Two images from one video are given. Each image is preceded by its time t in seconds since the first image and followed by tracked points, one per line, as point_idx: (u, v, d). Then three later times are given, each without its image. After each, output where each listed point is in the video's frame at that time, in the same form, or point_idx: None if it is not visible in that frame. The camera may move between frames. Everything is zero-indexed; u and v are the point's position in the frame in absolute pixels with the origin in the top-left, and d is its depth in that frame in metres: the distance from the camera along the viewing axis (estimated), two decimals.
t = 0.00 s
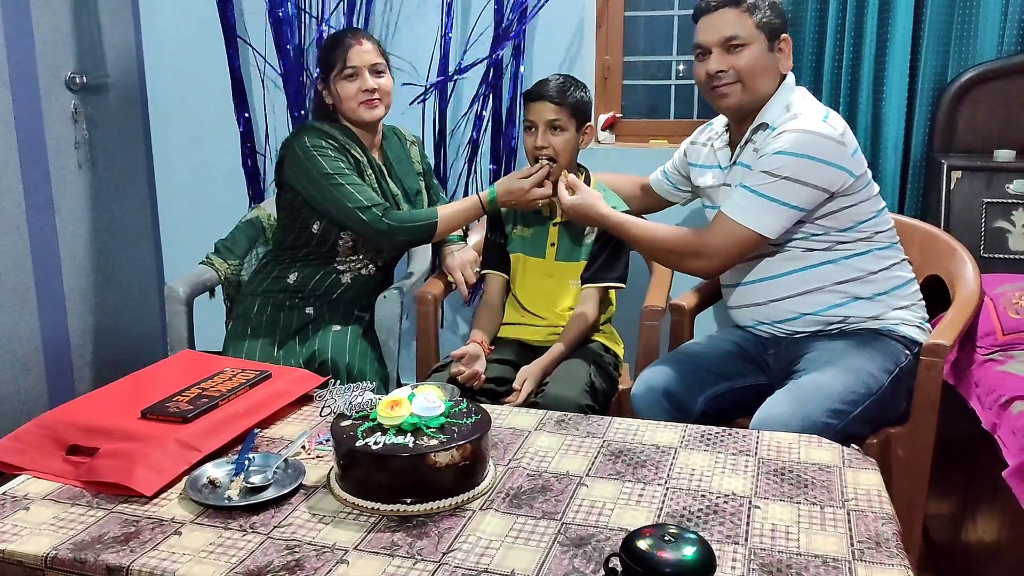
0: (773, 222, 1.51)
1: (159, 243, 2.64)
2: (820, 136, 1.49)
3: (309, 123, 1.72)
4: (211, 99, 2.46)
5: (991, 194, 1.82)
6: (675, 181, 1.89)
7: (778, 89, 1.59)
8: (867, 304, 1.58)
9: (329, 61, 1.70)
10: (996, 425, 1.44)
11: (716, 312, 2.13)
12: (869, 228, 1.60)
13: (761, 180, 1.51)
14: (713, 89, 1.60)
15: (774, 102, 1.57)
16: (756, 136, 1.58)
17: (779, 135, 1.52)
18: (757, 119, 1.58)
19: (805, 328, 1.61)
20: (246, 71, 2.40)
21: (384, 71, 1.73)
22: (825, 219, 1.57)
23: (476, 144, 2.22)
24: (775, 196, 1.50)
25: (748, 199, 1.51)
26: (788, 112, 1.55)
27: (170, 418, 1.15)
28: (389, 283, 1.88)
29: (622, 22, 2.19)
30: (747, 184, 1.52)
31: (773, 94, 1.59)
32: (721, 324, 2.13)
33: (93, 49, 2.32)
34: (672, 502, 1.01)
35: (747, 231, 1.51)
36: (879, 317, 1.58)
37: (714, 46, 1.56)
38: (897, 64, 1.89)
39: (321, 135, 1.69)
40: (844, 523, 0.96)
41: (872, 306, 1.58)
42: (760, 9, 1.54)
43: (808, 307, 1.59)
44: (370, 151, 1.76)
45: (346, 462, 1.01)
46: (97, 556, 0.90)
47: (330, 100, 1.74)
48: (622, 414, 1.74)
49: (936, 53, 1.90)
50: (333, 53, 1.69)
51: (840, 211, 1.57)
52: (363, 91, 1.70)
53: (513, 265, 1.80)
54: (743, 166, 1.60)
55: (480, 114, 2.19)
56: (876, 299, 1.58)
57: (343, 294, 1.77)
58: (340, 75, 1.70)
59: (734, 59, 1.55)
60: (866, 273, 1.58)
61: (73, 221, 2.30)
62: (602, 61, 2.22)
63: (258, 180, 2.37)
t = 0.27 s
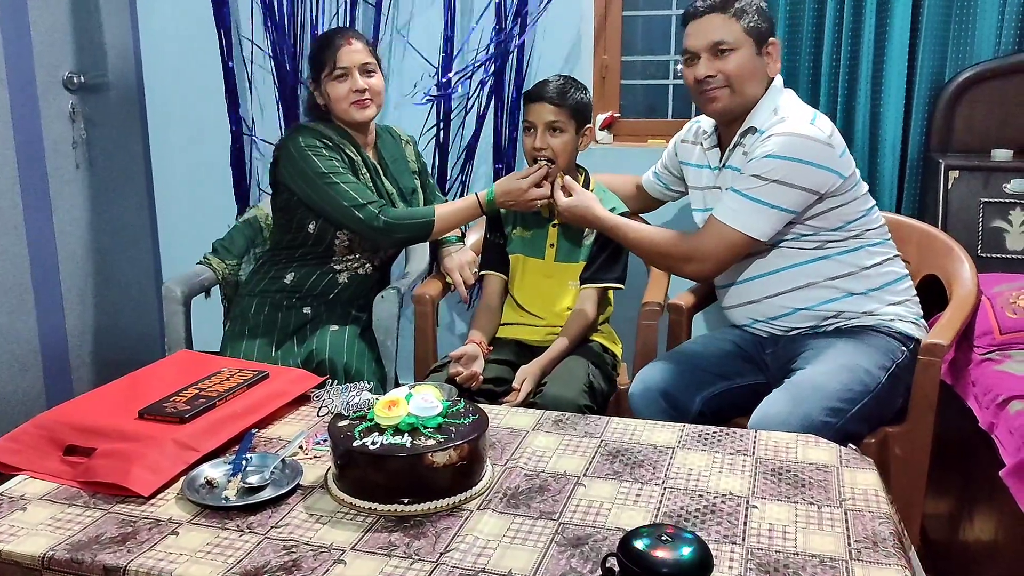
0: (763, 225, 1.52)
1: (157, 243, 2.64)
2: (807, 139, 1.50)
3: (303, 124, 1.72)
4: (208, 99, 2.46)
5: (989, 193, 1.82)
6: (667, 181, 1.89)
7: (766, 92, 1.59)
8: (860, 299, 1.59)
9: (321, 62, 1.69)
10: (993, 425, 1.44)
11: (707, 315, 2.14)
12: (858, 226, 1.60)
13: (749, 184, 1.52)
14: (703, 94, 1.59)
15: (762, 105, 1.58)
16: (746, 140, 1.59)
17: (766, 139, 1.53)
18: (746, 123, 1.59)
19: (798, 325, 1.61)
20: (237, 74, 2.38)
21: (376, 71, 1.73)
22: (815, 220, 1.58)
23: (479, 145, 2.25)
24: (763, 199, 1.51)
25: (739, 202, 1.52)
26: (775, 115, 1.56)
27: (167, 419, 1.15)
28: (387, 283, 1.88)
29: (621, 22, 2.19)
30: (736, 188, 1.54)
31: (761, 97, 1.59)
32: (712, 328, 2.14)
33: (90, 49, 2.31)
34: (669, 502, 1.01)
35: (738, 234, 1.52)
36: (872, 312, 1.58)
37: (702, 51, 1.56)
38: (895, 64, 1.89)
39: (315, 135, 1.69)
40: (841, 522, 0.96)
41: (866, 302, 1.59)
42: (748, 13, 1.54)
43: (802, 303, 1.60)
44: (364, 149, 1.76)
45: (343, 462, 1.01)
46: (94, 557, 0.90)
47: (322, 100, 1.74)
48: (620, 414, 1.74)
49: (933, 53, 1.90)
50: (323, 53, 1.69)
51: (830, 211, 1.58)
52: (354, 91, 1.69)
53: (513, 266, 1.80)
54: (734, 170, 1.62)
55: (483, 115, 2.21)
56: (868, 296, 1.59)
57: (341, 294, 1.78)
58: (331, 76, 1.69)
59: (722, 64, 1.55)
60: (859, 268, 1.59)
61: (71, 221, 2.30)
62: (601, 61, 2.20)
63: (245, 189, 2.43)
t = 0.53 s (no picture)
0: (760, 225, 1.52)
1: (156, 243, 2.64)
2: (804, 139, 1.50)
3: (297, 123, 1.72)
4: (207, 99, 2.45)
5: (988, 193, 1.82)
6: (666, 181, 1.89)
7: (761, 93, 1.59)
8: (857, 298, 1.59)
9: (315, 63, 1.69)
10: (992, 424, 1.44)
11: (706, 315, 2.14)
12: (855, 226, 1.60)
13: (746, 184, 1.52)
14: (697, 97, 1.60)
15: (757, 106, 1.58)
16: (742, 140, 1.59)
17: (763, 139, 1.53)
18: (742, 124, 1.59)
19: (796, 323, 1.61)
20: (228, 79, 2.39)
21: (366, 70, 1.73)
22: (812, 219, 1.58)
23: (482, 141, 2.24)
24: (761, 199, 1.51)
25: (735, 203, 1.52)
26: (771, 116, 1.56)
27: (165, 418, 1.15)
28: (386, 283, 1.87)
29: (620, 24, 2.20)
30: (733, 188, 1.54)
31: (757, 97, 1.60)
32: (711, 327, 2.14)
33: (89, 48, 2.31)
34: (669, 501, 1.01)
35: (736, 235, 1.53)
36: (870, 311, 1.58)
37: (694, 54, 1.55)
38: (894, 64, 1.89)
39: (309, 133, 1.69)
40: (840, 521, 0.96)
41: (865, 300, 1.59)
42: (739, 16, 1.53)
43: (800, 301, 1.60)
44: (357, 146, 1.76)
45: (342, 462, 1.01)
46: (93, 556, 0.90)
47: (313, 100, 1.74)
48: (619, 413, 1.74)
49: (932, 52, 1.90)
50: (313, 54, 1.68)
51: (825, 211, 1.58)
52: (345, 91, 1.69)
53: (512, 266, 1.80)
54: (731, 170, 1.61)
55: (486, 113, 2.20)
56: (866, 294, 1.59)
57: (339, 293, 1.77)
58: (321, 76, 1.69)
59: (716, 66, 1.55)
60: (857, 267, 1.59)
61: (70, 221, 2.30)
62: (599, 61, 2.22)
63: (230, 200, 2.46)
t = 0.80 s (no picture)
0: (762, 223, 1.52)
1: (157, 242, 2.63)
2: (805, 136, 1.50)
3: (296, 122, 1.72)
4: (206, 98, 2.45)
5: (988, 192, 1.82)
6: (667, 180, 1.89)
7: (761, 92, 1.59)
8: (859, 298, 1.59)
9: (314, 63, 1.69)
10: (993, 423, 1.44)
11: (707, 314, 2.14)
12: (856, 224, 1.60)
13: (747, 183, 1.52)
14: (697, 97, 1.59)
15: (759, 105, 1.58)
16: (743, 139, 1.59)
17: (764, 137, 1.53)
18: (743, 123, 1.59)
19: (797, 322, 1.61)
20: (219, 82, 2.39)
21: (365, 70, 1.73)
22: (813, 217, 1.58)
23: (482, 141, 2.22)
24: (763, 197, 1.51)
25: (737, 200, 1.52)
26: (772, 114, 1.56)
27: (165, 418, 1.15)
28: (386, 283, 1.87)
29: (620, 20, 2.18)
30: (735, 187, 1.54)
31: (758, 96, 1.59)
32: (711, 327, 2.14)
33: (88, 48, 2.31)
34: (669, 501, 1.01)
35: (737, 233, 1.53)
36: (872, 310, 1.58)
37: (696, 55, 1.55)
38: (894, 62, 1.89)
39: (307, 132, 1.69)
40: (841, 521, 0.96)
41: (866, 300, 1.59)
42: (739, 15, 1.53)
43: (801, 301, 1.59)
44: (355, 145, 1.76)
45: (342, 462, 1.01)
46: (93, 556, 0.89)
47: (312, 100, 1.74)
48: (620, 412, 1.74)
49: (932, 51, 1.90)
50: (311, 53, 1.68)
51: (826, 209, 1.58)
52: (343, 91, 1.69)
53: (512, 266, 1.80)
54: (732, 168, 1.61)
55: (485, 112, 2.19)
56: (867, 294, 1.59)
57: (339, 293, 1.77)
58: (319, 76, 1.69)
59: (716, 67, 1.55)
60: (858, 266, 1.59)
61: (70, 220, 2.29)
62: (600, 60, 2.21)
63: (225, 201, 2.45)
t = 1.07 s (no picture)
0: (763, 219, 1.52)
1: (157, 242, 2.63)
2: (806, 133, 1.50)
3: (296, 122, 1.71)
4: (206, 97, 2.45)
5: (989, 191, 1.82)
6: (667, 179, 1.89)
7: (763, 89, 1.59)
8: (860, 296, 1.59)
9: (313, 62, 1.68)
10: (994, 422, 1.44)
11: (707, 313, 2.14)
12: (857, 222, 1.61)
13: (748, 178, 1.52)
14: (699, 96, 1.59)
15: (760, 101, 1.58)
16: (744, 136, 1.59)
17: (766, 133, 1.53)
18: (744, 120, 1.59)
19: (798, 321, 1.61)
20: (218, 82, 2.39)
21: (366, 70, 1.73)
22: (813, 214, 1.58)
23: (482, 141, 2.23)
24: (764, 192, 1.51)
25: (739, 196, 1.52)
26: (773, 111, 1.56)
27: (166, 418, 1.15)
28: (385, 282, 1.87)
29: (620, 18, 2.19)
30: (736, 182, 1.54)
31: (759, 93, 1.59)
32: (711, 326, 2.15)
33: (88, 47, 2.31)
34: (670, 500, 1.01)
35: (738, 230, 1.52)
36: (873, 308, 1.58)
37: (697, 54, 1.55)
38: (894, 61, 1.89)
39: (308, 132, 1.69)
40: (842, 520, 0.96)
41: (867, 299, 1.58)
42: (741, 14, 1.53)
43: (802, 300, 1.59)
44: (356, 144, 1.76)
45: (343, 461, 1.01)
46: (93, 556, 0.89)
47: (313, 100, 1.74)
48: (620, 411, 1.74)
49: (933, 50, 1.90)
50: (312, 54, 1.68)
51: (827, 206, 1.58)
52: (344, 91, 1.69)
53: (512, 264, 1.80)
54: (733, 165, 1.61)
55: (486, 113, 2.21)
56: (868, 292, 1.59)
57: (339, 292, 1.77)
58: (320, 76, 1.68)
59: (717, 66, 1.55)
60: (859, 264, 1.59)
61: (70, 219, 2.29)
62: (599, 59, 2.21)
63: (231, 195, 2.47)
